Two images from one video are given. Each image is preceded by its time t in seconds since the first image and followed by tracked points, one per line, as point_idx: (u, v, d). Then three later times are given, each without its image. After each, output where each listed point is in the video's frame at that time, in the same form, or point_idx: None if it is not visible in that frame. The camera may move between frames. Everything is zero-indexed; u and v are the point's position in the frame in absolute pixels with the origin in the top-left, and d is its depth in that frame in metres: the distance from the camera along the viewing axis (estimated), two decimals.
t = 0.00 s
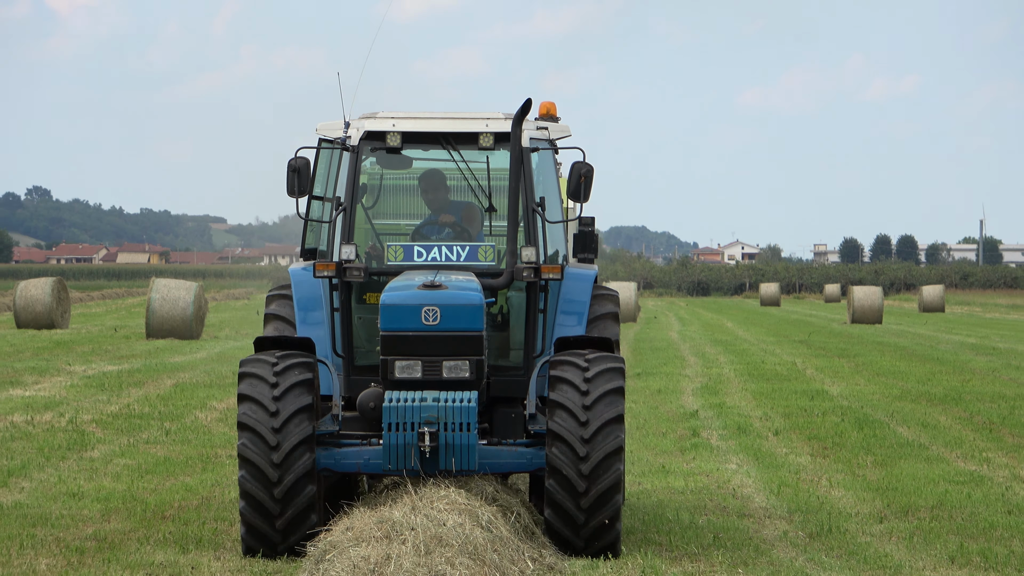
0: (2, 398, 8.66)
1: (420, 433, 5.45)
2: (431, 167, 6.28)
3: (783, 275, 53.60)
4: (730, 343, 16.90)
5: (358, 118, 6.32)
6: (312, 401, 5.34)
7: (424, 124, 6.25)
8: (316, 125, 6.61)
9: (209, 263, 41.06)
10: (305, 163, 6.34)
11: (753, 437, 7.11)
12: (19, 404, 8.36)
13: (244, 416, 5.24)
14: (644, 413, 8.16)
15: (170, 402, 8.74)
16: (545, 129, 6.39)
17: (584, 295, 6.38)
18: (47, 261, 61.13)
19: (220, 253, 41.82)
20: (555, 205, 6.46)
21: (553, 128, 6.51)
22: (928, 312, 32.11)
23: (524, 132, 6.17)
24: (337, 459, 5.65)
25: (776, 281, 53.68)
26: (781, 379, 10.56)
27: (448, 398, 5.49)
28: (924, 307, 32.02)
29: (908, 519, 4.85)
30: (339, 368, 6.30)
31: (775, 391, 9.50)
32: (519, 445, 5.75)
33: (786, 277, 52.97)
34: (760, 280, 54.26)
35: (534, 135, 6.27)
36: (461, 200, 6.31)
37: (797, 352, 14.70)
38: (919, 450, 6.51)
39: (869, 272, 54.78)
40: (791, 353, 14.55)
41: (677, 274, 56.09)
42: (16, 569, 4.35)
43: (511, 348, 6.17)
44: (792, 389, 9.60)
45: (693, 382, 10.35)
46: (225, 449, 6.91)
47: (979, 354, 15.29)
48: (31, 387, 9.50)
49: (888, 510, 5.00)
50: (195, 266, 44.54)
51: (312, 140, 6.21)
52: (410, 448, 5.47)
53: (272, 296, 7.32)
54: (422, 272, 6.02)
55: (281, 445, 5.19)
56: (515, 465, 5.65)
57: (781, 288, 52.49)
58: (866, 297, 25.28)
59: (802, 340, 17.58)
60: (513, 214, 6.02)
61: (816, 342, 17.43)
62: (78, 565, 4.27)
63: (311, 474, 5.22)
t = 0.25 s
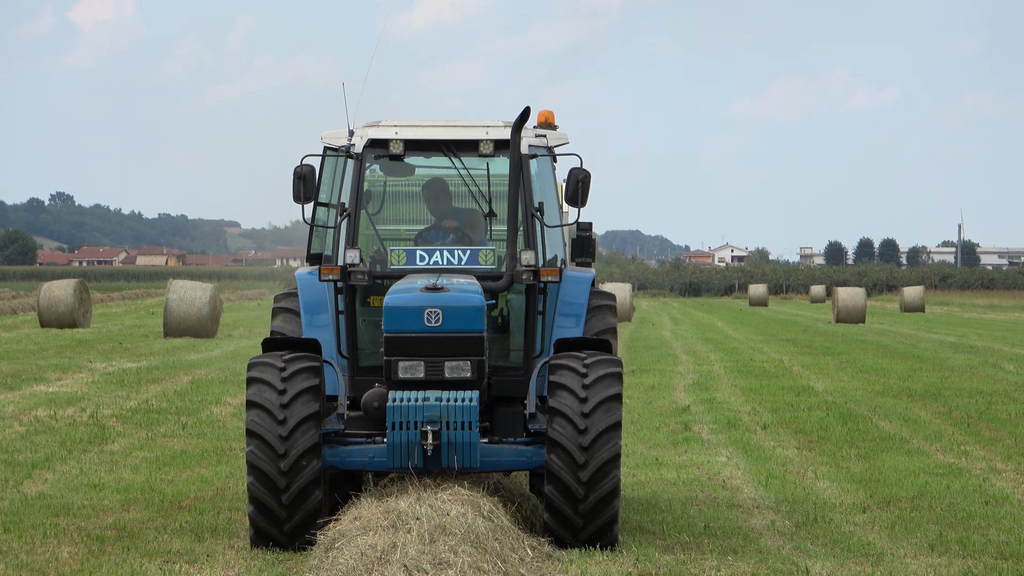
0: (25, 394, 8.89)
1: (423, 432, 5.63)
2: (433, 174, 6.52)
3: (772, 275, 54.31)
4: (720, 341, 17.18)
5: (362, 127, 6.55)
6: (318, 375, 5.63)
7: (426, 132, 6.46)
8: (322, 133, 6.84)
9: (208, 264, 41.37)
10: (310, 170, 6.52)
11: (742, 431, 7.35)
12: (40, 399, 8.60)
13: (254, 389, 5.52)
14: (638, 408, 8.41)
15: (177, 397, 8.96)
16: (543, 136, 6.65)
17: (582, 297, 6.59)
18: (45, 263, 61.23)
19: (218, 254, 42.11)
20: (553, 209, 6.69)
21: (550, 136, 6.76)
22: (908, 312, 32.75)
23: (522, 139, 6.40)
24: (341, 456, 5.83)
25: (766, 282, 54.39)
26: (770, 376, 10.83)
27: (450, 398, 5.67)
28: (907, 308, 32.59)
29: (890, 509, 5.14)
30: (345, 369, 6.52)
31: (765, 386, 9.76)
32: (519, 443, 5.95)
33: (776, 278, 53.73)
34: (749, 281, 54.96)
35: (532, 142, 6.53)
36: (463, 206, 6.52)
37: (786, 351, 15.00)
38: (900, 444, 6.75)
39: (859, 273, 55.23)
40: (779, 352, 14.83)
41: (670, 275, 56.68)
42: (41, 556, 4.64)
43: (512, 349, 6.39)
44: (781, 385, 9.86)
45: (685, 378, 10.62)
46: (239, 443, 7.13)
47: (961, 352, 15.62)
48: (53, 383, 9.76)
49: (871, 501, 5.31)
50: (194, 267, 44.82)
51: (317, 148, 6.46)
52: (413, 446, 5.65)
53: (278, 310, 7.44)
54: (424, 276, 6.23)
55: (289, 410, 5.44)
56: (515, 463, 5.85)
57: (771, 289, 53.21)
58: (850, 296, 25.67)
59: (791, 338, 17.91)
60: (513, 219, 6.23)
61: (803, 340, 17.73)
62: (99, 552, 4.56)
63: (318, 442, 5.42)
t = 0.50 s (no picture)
0: (49, 390, 9.12)
1: (426, 429, 5.82)
2: (432, 177, 6.75)
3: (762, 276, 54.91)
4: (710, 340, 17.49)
5: (364, 132, 6.76)
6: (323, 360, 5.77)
7: (426, 137, 6.69)
8: (323, 138, 7.04)
9: (207, 266, 41.63)
10: (313, 174, 6.71)
11: (731, 425, 7.59)
12: (62, 394, 8.85)
13: (260, 372, 5.62)
14: (632, 403, 8.67)
15: (183, 393, 9.18)
16: (539, 140, 6.86)
17: (577, 297, 6.82)
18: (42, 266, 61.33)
19: (217, 256, 42.37)
20: (549, 212, 6.90)
21: (546, 140, 6.98)
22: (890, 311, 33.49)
23: (520, 143, 6.62)
24: (347, 453, 6.02)
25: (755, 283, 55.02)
26: (760, 372, 11.11)
27: (453, 397, 5.85)
28: (888, 309, 33.29)
29: (872, 500, 5.47)
30: (347, 367, 6.73)
31: (754, 382, 10.04)
32: (519, 441, 6.16)
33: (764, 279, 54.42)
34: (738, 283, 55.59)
35: (529, 147, 6.75)
36: (463, 209, 6.75)
37: (774, 349, 15.31)
38: (882, 437, 7.02)
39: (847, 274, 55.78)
40: (768, 350, 15.13)
41: (664, 276, 57.18)
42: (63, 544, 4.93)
43: (510, 348, 6.62)
44: (769, 381, 10.14)
45: (677, 375, 10.90)
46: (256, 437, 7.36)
47: (945, 351, 15.98)
48: (78, 380, 10.02)
49: (855, 492, 5.64)
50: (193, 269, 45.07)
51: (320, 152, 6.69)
52: (417, 443, 5.85)
53: (283, 309, 7.67)
54: (425, 277, 6.42)
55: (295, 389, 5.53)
56: (515, 459, 6.05)
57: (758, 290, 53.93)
58: (835, 296, 26.11)
59: (779, 337, 18.24)
60: (511, 221, 6.44)
61: (790, 339, 18.07)
62: (119, 541, 4.86)
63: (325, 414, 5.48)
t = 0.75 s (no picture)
0: (72, 385, 9.44)
1: (428, 426, 6.03)
2: (436, 182, 7.03)
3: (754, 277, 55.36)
4: (701, 339, 17.87)
5: (370, 138, 7.05)
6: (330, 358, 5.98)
7: (429, 143, 6.94)
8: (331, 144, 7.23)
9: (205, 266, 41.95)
10: (321, 179, 7.01)
11: (721, 420, 7.90)
12: (85, 389, 9.17)
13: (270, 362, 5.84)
14: (627, 398, 8.98)
15: (191, 388, 9.46)
16: (539, 148, 7.13)
17: (577, 300, 7.09)
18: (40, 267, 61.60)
19: (216, 256, 42.70)
20: (549, 216, 7.17)
21: (546, 147, 7.24)
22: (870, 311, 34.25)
23: (521, 150, 6.88)
24: (351, 449, 6.24)
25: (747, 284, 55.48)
26: (749, 369, 11.45)
27: (454, 395, 6.07)
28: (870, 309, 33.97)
29: (853, 490, 5.84)
30: (353, 367, 7.00)
31: (743, 379, 10.37)
32: (518, 437, 6.36)
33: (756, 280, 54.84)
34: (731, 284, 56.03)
35: (530, 153, 7.00)
36: (465, 213, 7.02)
37: (763, 348, 15.68)
38: (863, 431, 7.34)
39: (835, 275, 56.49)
40: (757, 349, 15.47)
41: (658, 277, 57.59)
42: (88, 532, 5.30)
43: (511, 348, 6.88)
44: (757, 378, 10.48)
45: (669, 372, 11.23)
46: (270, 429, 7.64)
47: (929, 350, 16.38)
48: (98, 375, 10.33)
49: (837, 483, 5.99)
50: (192, 270, 45.40)
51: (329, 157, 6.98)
52: (419, 440, 6.06)
53: (291, 310, 7.95)
54: (428, 279, 6.67)
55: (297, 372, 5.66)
56: (515, 455, 6.26)
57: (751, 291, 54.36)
58: (819, 297, 26.68)
59: (768, 337, 18.63)
60: (512, 224, 6.71)
61: (777, 338, 18.51)
62: (140, 529, 5.23)
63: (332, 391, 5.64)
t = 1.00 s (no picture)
0: (93, 380, 9.75)
1: (430, 425, 6.18)
2: (439, 185, 7.23)
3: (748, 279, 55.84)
4: (693, 338, 18.23)
5: (374, 142, 7.25)
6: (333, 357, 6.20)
7: (432, 147, 7.15)
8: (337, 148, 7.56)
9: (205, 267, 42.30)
10: (327, 182, 7.20)
11: (711, 414, 8.19)
12: (104, 384, 9.47)
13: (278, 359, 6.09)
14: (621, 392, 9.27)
15: (200, 384, 9.74)
16: (540, 152, 7.40)
17: (576, 300, 7.33)
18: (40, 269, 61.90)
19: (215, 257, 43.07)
20: (549, 219, 7.43)
21: (547, 151, 7.50)
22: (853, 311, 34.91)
23: (522, 154, 7.14)
24: (355, 447, 6.39)
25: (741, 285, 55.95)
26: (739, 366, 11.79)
27: (456, 394, 6.23)
28: (853, 309, 34.55)
29: (838, 481, 6.16)
30: (357, 365, 7.21)
31: (733, 375, 10.70)
32: (519, 435, 6.51)
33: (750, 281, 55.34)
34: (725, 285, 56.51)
35: (531, 157, 7.26)
36: (468, 215, 7.28)
37: (752, 346, 16.05)
38: (848, 425, 7.64)
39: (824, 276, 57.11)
40: (748, 347, 15.80)
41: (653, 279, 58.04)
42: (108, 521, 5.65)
43: (512, 347, 7.11)
44: (747, 374, 10.81)
45: (662, 368, 11.56)
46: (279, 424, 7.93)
47: (918, 349, 16.72)
48: (118, 372, 10.65)
49: (823, 475, 6.31)
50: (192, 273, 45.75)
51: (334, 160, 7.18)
52: (422, 438, 6.21)
53: (297, 309, 8.21)
54: (432, 279, 6.89)
55: (297, 359, 5.94)
56: (515, 453, 6.41)
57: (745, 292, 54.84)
58: (804, 298, 27.38)
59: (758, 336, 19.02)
60: (513, 226, 6.95)
61: (766, 337, 18.89)
62: (157, 519, 5.57)
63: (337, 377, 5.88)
